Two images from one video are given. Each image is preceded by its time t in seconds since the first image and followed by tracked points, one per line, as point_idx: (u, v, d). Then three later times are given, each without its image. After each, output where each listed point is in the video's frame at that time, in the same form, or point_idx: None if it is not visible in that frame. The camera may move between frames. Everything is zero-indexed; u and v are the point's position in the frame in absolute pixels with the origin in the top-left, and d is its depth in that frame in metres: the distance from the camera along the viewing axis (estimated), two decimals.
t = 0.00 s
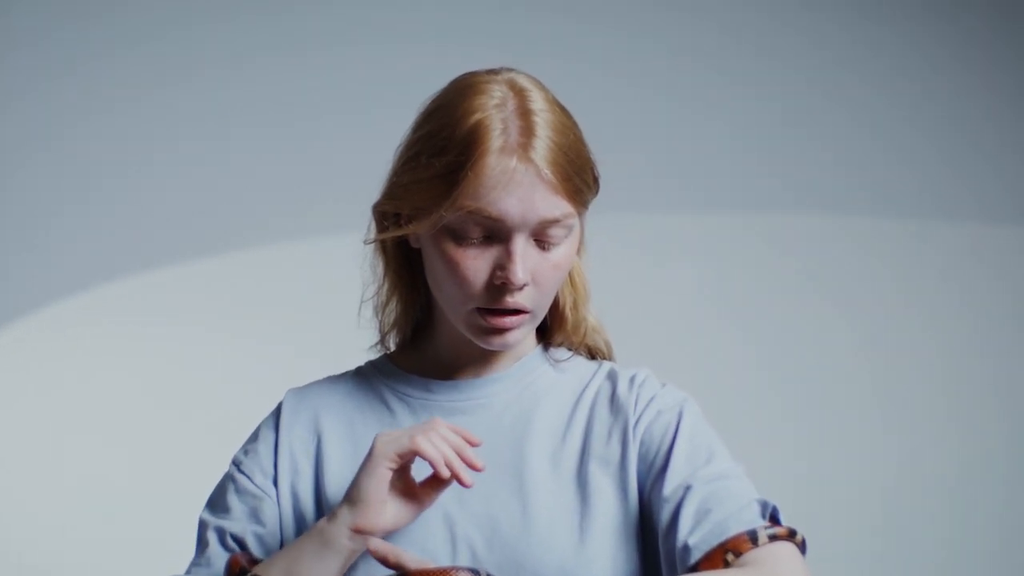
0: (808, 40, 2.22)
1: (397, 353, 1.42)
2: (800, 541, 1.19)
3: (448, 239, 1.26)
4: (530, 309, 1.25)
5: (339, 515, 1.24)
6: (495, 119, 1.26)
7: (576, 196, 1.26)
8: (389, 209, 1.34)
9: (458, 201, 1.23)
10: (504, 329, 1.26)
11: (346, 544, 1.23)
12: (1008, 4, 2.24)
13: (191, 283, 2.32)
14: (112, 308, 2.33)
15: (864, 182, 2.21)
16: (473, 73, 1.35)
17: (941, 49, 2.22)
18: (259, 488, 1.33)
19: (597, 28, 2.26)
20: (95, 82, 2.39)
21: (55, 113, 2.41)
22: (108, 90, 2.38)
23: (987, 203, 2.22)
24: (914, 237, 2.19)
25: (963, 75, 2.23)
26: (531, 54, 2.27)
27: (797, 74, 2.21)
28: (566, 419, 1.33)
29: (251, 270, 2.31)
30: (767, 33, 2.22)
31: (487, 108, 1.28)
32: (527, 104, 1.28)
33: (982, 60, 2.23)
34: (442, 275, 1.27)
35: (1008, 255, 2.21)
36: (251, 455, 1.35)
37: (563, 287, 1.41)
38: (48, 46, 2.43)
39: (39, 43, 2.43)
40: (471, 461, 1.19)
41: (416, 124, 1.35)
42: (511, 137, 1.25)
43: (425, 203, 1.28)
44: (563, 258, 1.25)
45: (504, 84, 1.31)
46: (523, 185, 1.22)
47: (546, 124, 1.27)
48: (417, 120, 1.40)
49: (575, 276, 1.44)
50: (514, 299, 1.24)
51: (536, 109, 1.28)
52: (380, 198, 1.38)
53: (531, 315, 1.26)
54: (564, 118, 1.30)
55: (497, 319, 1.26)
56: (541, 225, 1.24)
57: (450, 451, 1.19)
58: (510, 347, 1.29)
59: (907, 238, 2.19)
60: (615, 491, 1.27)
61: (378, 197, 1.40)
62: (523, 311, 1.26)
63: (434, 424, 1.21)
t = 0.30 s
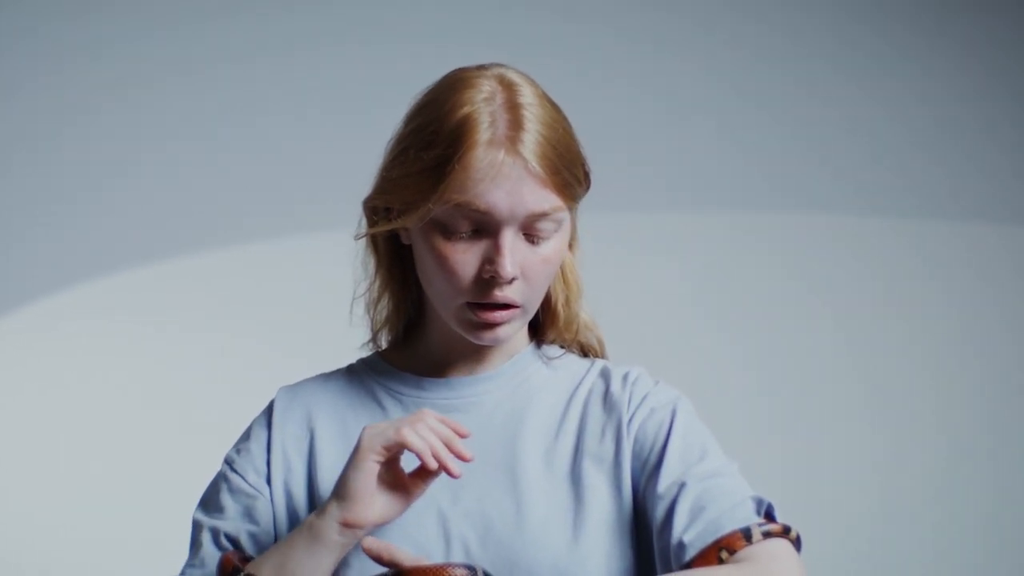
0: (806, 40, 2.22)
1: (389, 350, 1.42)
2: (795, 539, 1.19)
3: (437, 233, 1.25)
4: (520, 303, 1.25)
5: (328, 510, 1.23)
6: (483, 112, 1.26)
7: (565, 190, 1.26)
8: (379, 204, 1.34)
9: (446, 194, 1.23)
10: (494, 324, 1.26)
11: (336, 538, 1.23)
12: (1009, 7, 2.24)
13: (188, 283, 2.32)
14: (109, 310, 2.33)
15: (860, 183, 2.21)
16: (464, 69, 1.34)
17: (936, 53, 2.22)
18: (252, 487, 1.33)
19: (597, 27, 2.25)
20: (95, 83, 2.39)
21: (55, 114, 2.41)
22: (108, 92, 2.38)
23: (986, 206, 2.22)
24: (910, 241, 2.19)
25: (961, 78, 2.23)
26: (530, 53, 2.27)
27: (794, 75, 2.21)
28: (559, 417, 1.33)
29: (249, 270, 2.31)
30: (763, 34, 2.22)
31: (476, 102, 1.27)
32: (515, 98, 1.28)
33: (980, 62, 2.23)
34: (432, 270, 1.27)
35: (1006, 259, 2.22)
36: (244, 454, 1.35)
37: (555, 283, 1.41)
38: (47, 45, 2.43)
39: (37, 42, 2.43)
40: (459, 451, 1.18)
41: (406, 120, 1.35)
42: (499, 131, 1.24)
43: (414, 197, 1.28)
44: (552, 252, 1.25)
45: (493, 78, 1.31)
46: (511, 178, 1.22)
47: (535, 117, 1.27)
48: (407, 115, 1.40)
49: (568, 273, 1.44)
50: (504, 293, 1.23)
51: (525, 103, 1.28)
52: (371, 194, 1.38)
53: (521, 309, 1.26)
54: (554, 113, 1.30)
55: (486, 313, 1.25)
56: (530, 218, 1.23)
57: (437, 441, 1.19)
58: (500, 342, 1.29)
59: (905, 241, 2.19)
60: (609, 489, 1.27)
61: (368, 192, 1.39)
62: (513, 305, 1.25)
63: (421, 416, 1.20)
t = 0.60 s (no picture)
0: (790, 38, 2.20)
1: (374, 345, 1.41)
2: (783, 528, 1.19)
3: (420, 225, 1.25)
4: (504, 295, 1.25)
5: (316, 502, 1.23)
6: (465, 103, 1.26)
7: (548, 181, 1.26)
8: (362, 196, 1.33)
9: (428, 185, 1.23)
10: (477, 315, 1.25)
11: (324, 530, 1.23)
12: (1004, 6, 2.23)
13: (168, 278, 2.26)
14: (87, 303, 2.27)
15: (844, 180, 2.19)
16: (447, 61, 1.34)
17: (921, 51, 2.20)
18: (238, 481, 1.32)
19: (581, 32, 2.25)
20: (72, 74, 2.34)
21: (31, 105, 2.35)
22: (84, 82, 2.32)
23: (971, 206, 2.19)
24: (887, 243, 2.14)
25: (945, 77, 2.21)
26: (531, 53, 2.25)
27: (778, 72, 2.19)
28: (546, 411, 1.33)
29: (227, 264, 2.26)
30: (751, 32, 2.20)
31: (458, 93, 1.27)
32: (498, 89, 1.28)
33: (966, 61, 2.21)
34: (415, 261, 1.27)
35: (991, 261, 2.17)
36: (229, 449, 1.34)
37: (540, 277, 1.41)
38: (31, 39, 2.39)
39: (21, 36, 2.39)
40: (447, 443, 1.18)
41: (389, 112, 1.35)
42: (480, 121, 1.24)
43: (397, 189, 1.27)
44: (536, 243, 1.25)
45: (476, 70, 1.30)
46: (493, 168, 1.22)
47: (517, 108, 1.27)
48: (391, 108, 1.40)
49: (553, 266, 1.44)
50: (487, 284, 1.23)
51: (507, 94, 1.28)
52: (354, 186, 1.37)
53: (505, 301, 1.26)
54: (537, 104, 1.30)
55: (470, 305, 1.25)
56: (512, 209, 1.23)
57: (425, 433, 1.19)
58: (485, 334, 1.29)
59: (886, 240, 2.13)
60: (596, 482, 1.27)
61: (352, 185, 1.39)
62: (497, 297, 1.25)
63: (409, 408, 1.20)
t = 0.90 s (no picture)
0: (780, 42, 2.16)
1: (366, 341, 1.41)
2: (779, 525, 1.18)
3: (411, 219, 1.24)
4: (495, 289, 1.24)
5: (311, 494, 1.23)
6: (455, 97, 1.25)
7: (539, 175, 1.25)
8: (354, 191, 1.33)
9: (419, 179, 1.22)
10: (468, 309, 1.25)
11: (320, 521, 1.23)
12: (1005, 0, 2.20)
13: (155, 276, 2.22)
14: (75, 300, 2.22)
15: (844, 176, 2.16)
16: (438, 56, 1.34)
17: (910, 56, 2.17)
18: (230, 477, 1.31)
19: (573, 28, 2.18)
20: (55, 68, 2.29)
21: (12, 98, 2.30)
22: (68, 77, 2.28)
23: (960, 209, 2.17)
24: (875, 242, 2.14)
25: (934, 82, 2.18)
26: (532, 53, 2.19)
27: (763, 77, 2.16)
28: (539, 407, 1.32)
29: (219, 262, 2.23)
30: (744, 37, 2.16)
31: (449, 87, 1.27)
32: (488, 83, 1.27)
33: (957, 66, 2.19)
34: (407, 256, 1.26)
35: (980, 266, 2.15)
36: (221, 445, 1.34)
37: (532, 273, 1.41)
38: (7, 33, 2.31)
39: None
40: (442, 434, 1.18)
41: (380, 107, 1.34)
42: (471, 115, 1.24)
43: (388, 183, 1.27)
44: (527, 238, 1.24)
45: (467, 65, 1.30)
46: (483, 162, 1.21)
47: (508, 103, 1.26)
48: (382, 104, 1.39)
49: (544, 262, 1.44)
50: (478, 278, 1.23)
51: (498, 88, 1.27)
52: (346, 181, 1.37)
53: (496, 296, 1.25)
54: (528, 98, 1.29)
55: (461, 299, 1.25)
56: (503, 203, 1.22)
57: (420, 424, 1.18)
58: (476, 329, 1.28)
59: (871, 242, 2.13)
60: (591, 478, 1.27)
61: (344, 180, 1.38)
62: (489, 292, 1.25)
63: (403, 398, 1.19)
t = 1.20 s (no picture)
0: (776, 46, 2.14)
1: (362, 342, 1.40)
2: (778, 529, 1.18)
3: (407, 218, 1.24)
4: (492, 288, 1.24)
5: (310, 494, 1.22)
6: (451, 96, 1.25)
7: (535, 173, 1.25)
8: (349, 190, 1.32)
9: (415, 177, 1.22)
10: (465, 307, 1.24)
11: (319, 522, 1.21)
12: None
13: (154, 276, 2.21)
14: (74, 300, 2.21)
15: (844, 176, 2.15)
16: (433, 57, 1.33)
17: (900, 58, 2.16)
18: (225, 479, 1.31)
19: (571, 34, 2.16)
20: (50, 67, 2.27)
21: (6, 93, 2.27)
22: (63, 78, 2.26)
23: (952, 212, 2.16)
24: (872, 242, 2.13)
25: (927, 87, 2.16)
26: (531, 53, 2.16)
27: (753, 81, 2.14)
28: (536, 408, 1.32)
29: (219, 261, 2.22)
30: (737, 41, 2.14)
31: (444, 86, 1.26)
32: (484, 82, 1.27)
33: (949, 69, 2.17)
34: (403, 255, 1.25)
35: (965, 273, 2.15)
36: (216, 446, 1.33)
37: (527, 273, 1.40)
38: None
39: None
40: (442, 434, 1.18)
41: (375, 106, 1.34)
42: (467, 113, 1.23)
43: (384, 181, 1.26)
44: (523, 236, 1.24)
45: (462, 65, 1.29)
46: (479, 159, 1.21)
47: (503, 100, 1.26)
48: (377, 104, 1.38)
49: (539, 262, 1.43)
50: (474, 276, 1.22)
51: (493, 87, 1.27)
52: (342, 181, 1.36)
53: (493, 294, 1.25)
54: (523, 97, 1.29)
55: (457, 298, 1.24)
56: (499, 200, 1.22)
57: (419, 425, 1.18)
58: (472, 328, 1.28)
59: (852, 243, 2.13)
60: (588, 481, 1.26)
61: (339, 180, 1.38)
62: (485, 290, 1.24)
63: (401, 399, 1.19)
